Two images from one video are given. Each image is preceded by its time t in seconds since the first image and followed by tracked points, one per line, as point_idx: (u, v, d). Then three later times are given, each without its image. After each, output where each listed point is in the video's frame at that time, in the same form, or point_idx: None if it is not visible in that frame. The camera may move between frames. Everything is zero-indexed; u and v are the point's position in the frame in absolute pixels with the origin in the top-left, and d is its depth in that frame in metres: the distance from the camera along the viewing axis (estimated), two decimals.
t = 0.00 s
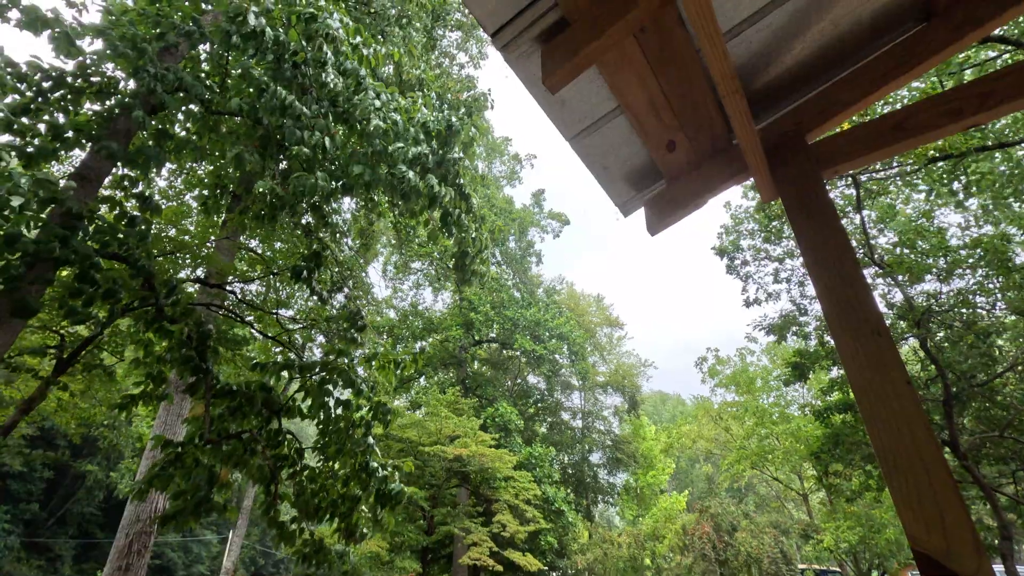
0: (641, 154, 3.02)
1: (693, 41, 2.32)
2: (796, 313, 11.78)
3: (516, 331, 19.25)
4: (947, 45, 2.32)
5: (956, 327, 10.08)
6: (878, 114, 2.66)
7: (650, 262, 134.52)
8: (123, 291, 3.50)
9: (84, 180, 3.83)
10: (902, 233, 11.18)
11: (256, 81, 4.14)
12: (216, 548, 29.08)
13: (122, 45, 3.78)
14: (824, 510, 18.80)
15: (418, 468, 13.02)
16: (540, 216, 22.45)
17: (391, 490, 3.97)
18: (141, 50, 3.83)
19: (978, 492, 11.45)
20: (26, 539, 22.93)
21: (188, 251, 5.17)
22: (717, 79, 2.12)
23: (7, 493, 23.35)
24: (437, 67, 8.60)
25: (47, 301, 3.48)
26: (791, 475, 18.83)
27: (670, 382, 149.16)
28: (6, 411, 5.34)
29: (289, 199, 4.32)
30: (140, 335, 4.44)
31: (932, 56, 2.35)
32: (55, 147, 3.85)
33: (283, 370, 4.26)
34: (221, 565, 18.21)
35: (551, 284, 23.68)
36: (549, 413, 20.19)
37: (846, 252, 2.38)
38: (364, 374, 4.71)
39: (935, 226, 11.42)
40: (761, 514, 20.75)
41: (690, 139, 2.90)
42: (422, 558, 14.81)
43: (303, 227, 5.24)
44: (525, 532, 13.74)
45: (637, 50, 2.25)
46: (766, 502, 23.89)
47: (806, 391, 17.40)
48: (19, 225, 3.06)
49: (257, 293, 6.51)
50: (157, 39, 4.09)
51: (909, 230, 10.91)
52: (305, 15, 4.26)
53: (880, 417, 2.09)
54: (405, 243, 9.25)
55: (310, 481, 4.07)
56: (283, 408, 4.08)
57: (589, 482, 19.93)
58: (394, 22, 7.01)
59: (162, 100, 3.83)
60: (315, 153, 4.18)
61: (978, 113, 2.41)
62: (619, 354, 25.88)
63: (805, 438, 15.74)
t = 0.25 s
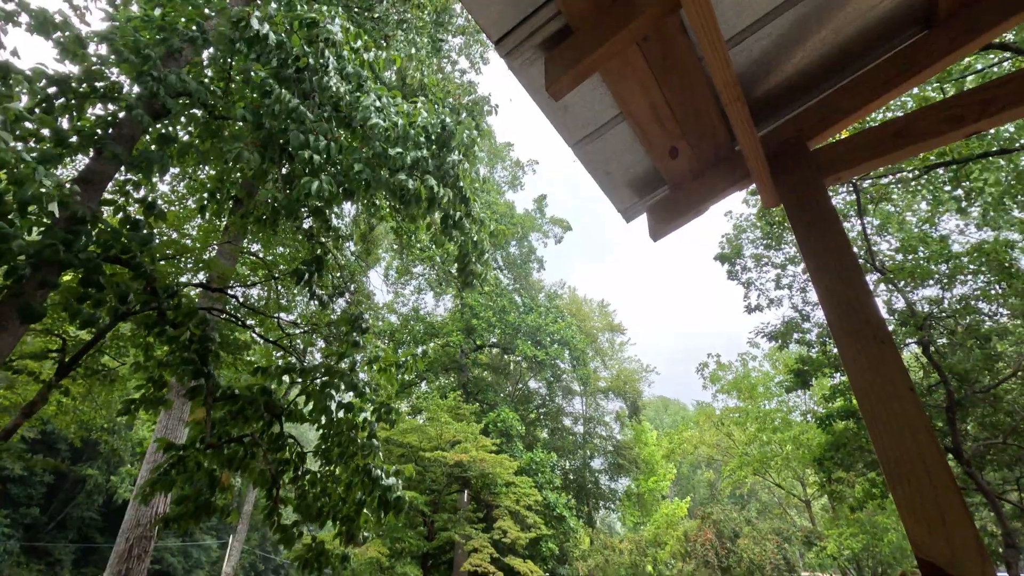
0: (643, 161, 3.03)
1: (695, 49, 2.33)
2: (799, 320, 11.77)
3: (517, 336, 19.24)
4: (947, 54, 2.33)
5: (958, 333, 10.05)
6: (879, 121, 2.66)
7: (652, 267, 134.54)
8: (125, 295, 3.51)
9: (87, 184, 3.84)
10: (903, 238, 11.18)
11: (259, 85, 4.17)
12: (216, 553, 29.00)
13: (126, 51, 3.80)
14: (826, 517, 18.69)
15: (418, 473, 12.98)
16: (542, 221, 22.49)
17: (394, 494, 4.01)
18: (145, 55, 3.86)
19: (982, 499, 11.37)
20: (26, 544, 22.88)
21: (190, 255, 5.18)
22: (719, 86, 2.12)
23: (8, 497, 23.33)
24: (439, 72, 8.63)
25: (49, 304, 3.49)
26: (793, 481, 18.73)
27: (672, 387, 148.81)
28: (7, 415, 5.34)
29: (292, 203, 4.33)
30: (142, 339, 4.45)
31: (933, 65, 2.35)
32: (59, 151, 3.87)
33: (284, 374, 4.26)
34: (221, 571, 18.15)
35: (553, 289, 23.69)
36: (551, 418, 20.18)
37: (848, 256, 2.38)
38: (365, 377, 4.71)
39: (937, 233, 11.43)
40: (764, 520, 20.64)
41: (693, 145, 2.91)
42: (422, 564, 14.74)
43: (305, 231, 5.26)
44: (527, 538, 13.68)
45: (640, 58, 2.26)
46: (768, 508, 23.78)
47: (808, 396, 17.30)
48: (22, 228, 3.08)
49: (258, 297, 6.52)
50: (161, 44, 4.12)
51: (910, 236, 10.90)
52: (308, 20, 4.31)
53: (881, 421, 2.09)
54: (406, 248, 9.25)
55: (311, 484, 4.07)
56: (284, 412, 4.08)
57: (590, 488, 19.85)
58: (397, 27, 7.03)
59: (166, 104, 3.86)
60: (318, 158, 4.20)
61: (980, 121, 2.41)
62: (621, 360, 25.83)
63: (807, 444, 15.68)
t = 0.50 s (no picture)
0: (646, 165, 3.03)
1: (697, 55, 2.33)
2: (800, 324, 11.68)
3: (519, 340, 19.24)
4: (948, 60, 2.32)
5: (961, 338, 10.04)
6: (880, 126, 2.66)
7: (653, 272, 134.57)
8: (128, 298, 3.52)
9: (91, 187, 3.85)
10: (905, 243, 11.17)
11: (262, 88, 4.17)
12: (216, 557, 28.95)
13: (130, 55, 3.82)
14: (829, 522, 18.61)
15: (419, 478, 12.97)
16: (543, 226, 22.52)
17: (393, 498, 3.99)
18: (148, 60, 3.88)
19: (986, 505, 11.32)
20: (26, 547, 22.88)
21: (192, 258, 5.20)
22: (721, 92, 2.13)
23: (8, 500, 23.34)
24: (441, 76, 8.67)
25: (52, 307, 3.49)
26: (795, 487, 18.66)
27: (674, 392, 148.68)
28: (8, 418, 5.34)
29: (294, 206, 4.35)
30: (144, 343, 4.46)
31: (934, 71, 2.35)
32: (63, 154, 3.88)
33: (285, 377, 4.27)
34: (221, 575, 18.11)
35: (554, 293, 23.69)
36: (552, 423, 20.14)
37: (850, 260, 2.38)
38: (366, 381, 4.71)
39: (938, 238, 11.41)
40: (766, 526, 20.57)
41: (694, 150, 2.91)
42: (423, 569, 14.72)
43: (306, 235, 5.28)
44: (528, 543, 13.64)
45: (642, 64, 2.27)
46: (770, 513, 23.69)
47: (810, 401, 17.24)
48: (26, 231, 3.09)
49: (260, 301, 6.53)
50: (165, 49, 4.14)
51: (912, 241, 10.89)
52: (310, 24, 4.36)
53: (883, 425, 2.09)
54: (408, 252, 9.25)
55: (313, 488, 4.07)
56: (285, 415, 4.08)
57: (592, 493, 19.81)
58: (399, 31, 7.05)
59: (169, 108, 3.87)
60: (321, 161, 4.21)
61: (981, 127, 2.40)
62: (622, 364, 25.78)
63: (809, 449, 15.63)
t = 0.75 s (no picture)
0: (649, 169, 3.03)
1: (700, 59, 2.33)
2: (803, 329, 11.68)
3: (521, 344, 19.21)
4: (951, 63, 2.32)
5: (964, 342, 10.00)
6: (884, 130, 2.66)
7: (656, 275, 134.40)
8: (132, 300, 3.54)
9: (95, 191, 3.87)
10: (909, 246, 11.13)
11: (266, 91, 4.19)
12: (218, 560, 28.93)
13: (136, 59, 3.85)
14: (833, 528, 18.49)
15: (421, 482, 12.95)
16: (546, 229, 22.53)
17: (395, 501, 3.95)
18: (154, 64, 3.91)
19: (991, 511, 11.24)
20: (28, 550, 22.91)
21: (196, 262, 5.22)
22: (724, 97, 2.12)
23: (11, 502, 23.38)
24: (444, 80, 8.70)
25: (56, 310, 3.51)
26: (799, 491, 18.56)
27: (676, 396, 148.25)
28: (12, 420, 5.36)
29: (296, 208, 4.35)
30: (147, 346, 4.47)
31: (937, 74, 2.35)
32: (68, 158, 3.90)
33: (287, 380, 4.28)
34: None
35: (557, 297, 23.69)
36: (554, 427, 20.11)
37: (854, 263, 2.38)
38: (369, 384, 4.72)
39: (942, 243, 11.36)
40: (769, 531, 20.46)
41: (698, 154, 2.91)
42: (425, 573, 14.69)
43: (309, 238, 5.30)
44: (530, 547, 13.59)
45: (645, 68, 2.27)
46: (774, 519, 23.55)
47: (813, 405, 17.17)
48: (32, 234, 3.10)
49: (264, 305, 6.56)
50: (170, 53, 4.17)
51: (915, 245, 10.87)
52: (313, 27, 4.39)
53: (887, 428, 2.08)
54: (410, 256, 9.25)
55: (315, 491, 4.07)
56: (288, 418, 4.09)
57: (594, 497, 19.75)
58: (402, 35, 7.09)
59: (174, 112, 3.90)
60: (324, 164, 4.23)
61: (984, 131, 2.40)
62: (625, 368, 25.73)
63: (813, 453, 15.56)
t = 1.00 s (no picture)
0: (652, 171, 3.03)
1: (703, 61, 2.33)
2: (807, 330, 11.65)
3: (524, 345, 19.20)
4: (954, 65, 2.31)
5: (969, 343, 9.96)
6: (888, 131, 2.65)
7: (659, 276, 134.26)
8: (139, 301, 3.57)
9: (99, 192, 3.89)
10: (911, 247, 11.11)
11: (269, 92, 4.20)
12: (221, 562, 28.97)
13: (139, 61, 3.86)
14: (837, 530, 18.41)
15: (424, 483, 12.95)
16: (549, 231, 22.53)
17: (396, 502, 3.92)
18: (157, 66, 3.92)
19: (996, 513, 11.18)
20: (32, 551, 23.01)
21: (200, 263, 5.24)
22: (727, 99, 2.12)
23: (15, 503, 23.47)
24: (446, 81, 8.70)
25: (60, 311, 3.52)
26: (803, 493, 18.48)
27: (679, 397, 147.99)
28: (17, 421, 5.39)
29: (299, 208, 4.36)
30: (152, 347, 4.49)
31: (940, 76, 2.34)
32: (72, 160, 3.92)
33: (291, 381, 4.30)
34: None
35: (559, 298, 23.68)
36: (557, 428, 20.10)
37: (857, 264, 2.38)
38: (372, 386, 4.72)
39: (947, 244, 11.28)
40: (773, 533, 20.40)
41: (701, 156, 2.91)
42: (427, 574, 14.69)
43: (312, 240, 5.31)
44: (533, 549, 13.60)
45: (648, 71, 2.27)
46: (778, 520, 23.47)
47: (817, 407, 17.10)
48: (36, 235, 3.12)
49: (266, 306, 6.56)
50: (173, 55, 4.19)
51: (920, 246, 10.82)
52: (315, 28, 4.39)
53: (891, 428, 2.07)
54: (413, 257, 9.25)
55: (317, 492, 4.07)
56: (291, 419, 4.10)
57: (597, 498, 19.73)
58: (405, 37, 7.10)
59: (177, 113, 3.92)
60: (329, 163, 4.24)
61: (988, 132, 2.39)
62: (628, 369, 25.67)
63: (817, 455, 15.50)
